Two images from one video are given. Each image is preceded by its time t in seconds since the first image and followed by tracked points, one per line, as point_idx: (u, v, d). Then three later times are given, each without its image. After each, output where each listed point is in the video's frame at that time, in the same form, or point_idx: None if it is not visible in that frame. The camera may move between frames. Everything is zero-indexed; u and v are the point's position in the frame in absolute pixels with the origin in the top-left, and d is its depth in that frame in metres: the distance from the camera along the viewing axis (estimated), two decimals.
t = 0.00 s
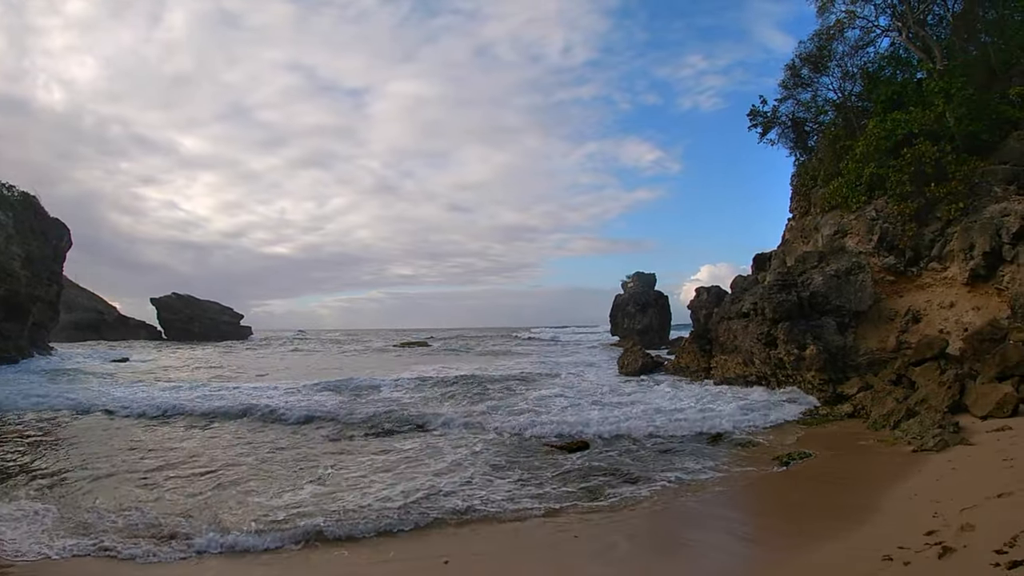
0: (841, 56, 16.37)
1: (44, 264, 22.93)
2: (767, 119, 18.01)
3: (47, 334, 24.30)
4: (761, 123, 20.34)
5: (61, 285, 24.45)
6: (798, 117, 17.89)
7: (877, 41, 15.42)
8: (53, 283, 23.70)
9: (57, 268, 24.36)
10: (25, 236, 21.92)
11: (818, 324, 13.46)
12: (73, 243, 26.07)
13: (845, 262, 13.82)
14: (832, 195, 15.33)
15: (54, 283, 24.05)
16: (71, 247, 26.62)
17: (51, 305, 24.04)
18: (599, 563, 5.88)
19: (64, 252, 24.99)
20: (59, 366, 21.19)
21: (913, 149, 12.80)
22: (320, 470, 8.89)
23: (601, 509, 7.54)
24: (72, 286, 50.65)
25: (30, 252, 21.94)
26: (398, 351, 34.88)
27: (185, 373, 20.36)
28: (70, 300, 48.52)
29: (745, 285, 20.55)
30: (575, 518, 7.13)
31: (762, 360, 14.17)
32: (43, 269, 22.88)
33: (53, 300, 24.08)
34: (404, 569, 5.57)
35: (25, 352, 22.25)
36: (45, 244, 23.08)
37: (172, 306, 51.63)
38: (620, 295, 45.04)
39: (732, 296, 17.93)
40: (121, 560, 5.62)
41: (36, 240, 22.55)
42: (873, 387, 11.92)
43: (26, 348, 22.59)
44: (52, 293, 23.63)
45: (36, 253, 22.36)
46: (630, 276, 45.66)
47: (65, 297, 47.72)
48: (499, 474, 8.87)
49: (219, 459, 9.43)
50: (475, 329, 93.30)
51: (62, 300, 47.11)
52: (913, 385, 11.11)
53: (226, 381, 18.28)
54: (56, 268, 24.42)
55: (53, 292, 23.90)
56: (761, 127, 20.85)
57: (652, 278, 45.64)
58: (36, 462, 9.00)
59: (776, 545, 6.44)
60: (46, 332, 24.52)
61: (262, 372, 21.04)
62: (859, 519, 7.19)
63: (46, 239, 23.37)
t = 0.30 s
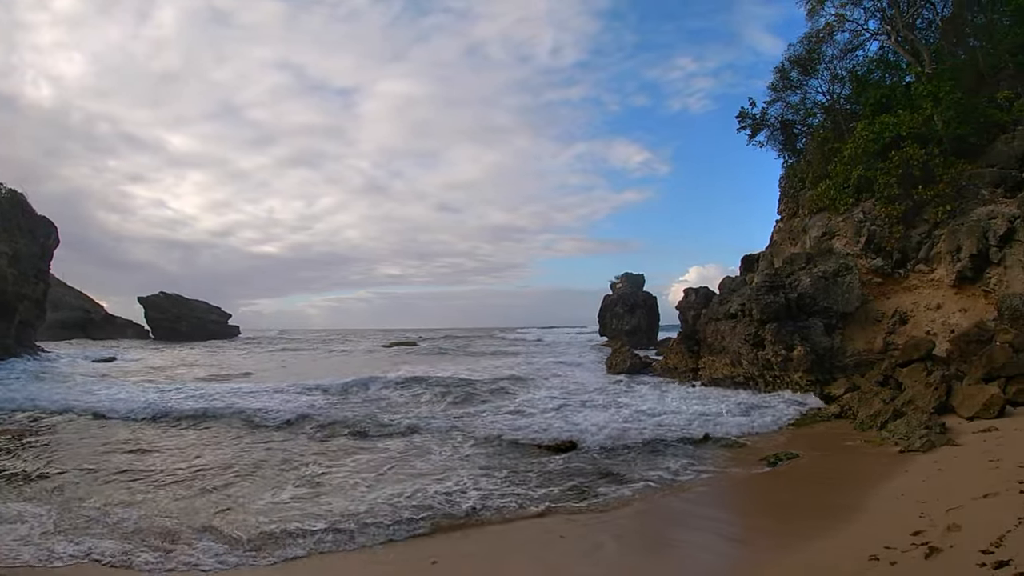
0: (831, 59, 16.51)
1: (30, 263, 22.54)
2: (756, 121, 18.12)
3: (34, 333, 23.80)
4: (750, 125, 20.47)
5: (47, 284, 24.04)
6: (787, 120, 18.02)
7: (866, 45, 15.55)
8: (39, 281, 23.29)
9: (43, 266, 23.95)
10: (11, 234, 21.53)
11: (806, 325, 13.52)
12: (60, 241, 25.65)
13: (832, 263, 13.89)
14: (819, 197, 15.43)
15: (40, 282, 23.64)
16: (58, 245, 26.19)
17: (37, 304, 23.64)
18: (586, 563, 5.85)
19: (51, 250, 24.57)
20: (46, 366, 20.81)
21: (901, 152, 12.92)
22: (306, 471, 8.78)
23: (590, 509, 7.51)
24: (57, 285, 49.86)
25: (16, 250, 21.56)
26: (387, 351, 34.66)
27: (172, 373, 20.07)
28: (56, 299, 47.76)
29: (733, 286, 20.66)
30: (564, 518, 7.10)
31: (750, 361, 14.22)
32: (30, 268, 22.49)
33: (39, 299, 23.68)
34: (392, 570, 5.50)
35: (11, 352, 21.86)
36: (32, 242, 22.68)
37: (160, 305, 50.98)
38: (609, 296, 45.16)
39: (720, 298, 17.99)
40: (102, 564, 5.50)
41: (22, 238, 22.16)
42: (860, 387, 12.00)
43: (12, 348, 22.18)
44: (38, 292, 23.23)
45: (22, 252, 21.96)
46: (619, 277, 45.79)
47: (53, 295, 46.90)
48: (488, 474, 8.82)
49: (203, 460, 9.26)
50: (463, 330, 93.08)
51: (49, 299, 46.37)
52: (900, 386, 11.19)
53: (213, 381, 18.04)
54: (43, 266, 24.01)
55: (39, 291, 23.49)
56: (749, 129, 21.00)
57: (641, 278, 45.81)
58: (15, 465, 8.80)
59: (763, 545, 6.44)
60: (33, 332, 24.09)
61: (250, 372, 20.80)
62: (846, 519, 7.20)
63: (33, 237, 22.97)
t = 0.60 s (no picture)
0: (818, 60, 16.66)
1: (16, 264, 22.16)
2: (744, 121, 18.24)
3: (21, 335, 23.37)
4: (738, 125, 20.60)
5: (34, 285, 23.66)
6: (774, 120, 18.14)
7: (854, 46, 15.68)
8: (25, 282, 22.90)
9: (30, 267, 23.56)
10: None
11: (793, 325, 13.59)
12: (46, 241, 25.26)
13: (819, 263, 13.95)
14: (806, 197, 15.53)
15: (26, 283, 23.26)
16: (44, 245, 25.77)
17: (24, 306, 23.25)
18: (575, 564, 5.80)
19: (37, 250, 24.19)
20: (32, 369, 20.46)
21: (888, 152, 13.04)
22: (293, 474, 8.64)
23: (579, 509, 7.47)
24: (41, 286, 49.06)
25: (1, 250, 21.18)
26: (376, 351, 34.48)
27: (159, 375, 19.79)
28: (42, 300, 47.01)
29: (721, 286, 20.75)
30: (553, 518, 7.05)
31: (737, 360, 14.27)
32: (15, 268, 22.11)
33: (25, 300, 23.29)
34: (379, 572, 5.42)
35: None
36: (18, 242, 22.30)
37: (147, 306, 50.34)
38: (597, 296, 45.26)
39: (707, 297, 18.05)
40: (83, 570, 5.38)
41: (8, 238, 21.79)
42: (847, 386, 12.08)
43: None
44: (25, 293, 22.85)
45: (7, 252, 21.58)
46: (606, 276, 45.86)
47: (39, 295, 46.07)
48: (477, 475, 8.74)
49: (191, 463, 9.10)
50: (451, 330, 92.82)
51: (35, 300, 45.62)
52: (887, 384, 11.27)
53: (201, 383, 17.81)
54: (29, 267, 23.62)
55: (24, 292, 23.10)
56: (737, 129, 21.13)
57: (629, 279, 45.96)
58: None
59: (751, 544, 6.42)
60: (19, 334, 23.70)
61: (238, 374, 20.57)
62: (835, 517, 7.21)
63: (19, 238, 22.59)
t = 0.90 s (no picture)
0: (806, 62, 16.79)
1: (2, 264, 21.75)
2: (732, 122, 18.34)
3: (8, 337, 22.94)
4: (726, 126, 20.73)
5: (20, 285, 23.26)
6: (762, 121, 18.25)
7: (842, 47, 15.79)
8: (11, 283, 22.51)
9: (16, 267, 23.14)
10: None
11: (781, 324, 13.65)
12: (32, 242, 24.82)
13: (807, 263, 14.01)
14: (794, 198, 15.63)
15: (12, 284, 22.84)
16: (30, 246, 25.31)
17: (10, 307, 22.82)
18: (566, 564, 5.75)
19: (24, 251, 23.76)
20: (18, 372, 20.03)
21: (875, 153, 13.15)
22: (281, 476, 8.52)
23: (570, 509, 7.43)
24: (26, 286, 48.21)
25: None
26: (366, 352, 34.27)
27: (146, 377, 19.49)
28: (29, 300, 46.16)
29: (709, 286, 20.82)
30: (544, 519, 7.02)
31: (725, 360, 14.31)
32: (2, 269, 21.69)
33: (12, 301, 22.85)
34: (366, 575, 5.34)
35: None
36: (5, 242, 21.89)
37: (134, 307, 49.68)
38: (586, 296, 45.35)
39: (695, 298, 18.09)
40: None
41: None
42: (835, 386, 12.17)
43: None
44: (12, 294, 22.46)
45: None
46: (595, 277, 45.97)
47: (26, 296, 45.25)
48: (467, 476, 8.67)
49: (181, 467, 8.97)
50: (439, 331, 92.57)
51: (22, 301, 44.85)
52: (875, 384, 11.35)
53: (189, 385, 17.59)
54: (16, 268, 23.20)
55: (10, 293, 22.66)
56: (725, 130, 21.25)
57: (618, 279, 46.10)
58: None
59: (739, 543, 6.41)
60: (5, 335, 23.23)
61: (227, 375, 20.32)
62: (824, 515, 7.24)
63: (6, 238, 22.15)
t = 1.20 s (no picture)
0: (796, 63, 16.90)
1: None
2: (722, 123, 18.43)
3: None
4: (715, 127, 20.84)
5: (9, 285, 22.91)
6: (752, 123, 18.38)
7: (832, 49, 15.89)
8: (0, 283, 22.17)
9: (6, 267, 22.80)
10: None
11: (771, 325, 13.68)
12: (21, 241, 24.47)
13: (796, 264, 14.05)
14: (783, 199, 15.73)
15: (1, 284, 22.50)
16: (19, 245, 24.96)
17: None
18: (557, 565, 5.72)
19: (13, 250, 23.41)
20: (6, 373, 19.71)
21: (864, 154, 13.25)
22: (270, 477, 8.41)
23: (562, 510, 7.39)
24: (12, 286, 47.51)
25: None
26: (356, 353, 34.08)
27: (135, 379, 19.25)
28: (16, 300, 45.49)
29: (698, 286, 20.89)
30: (535, 519, 6.98)
31: (715, 361, 14.34)
32: None
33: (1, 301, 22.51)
34: None
35: None
36: None
37: (123, 307, 49.11)
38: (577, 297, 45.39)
39: (685, 298, 18.12)
40: None
41: None
42: (825, 386, 12.24)
43: None
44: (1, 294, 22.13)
45: None
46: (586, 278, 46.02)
47: (13, 296, 44.59)
48: (458, 477, 8.61)
49: (170, 468, 8.85)
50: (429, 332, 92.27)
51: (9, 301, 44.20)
52: (863, 383, 11.42)
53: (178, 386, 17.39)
54: (5, 267, 22.86)
55: None
56: (715, 132, 21.35)
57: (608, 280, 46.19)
58: None
59: (729, 543, 6.40)
60: None
61: (216, 376, 20.09)
62: (813, 515, 7.24)
63: None
